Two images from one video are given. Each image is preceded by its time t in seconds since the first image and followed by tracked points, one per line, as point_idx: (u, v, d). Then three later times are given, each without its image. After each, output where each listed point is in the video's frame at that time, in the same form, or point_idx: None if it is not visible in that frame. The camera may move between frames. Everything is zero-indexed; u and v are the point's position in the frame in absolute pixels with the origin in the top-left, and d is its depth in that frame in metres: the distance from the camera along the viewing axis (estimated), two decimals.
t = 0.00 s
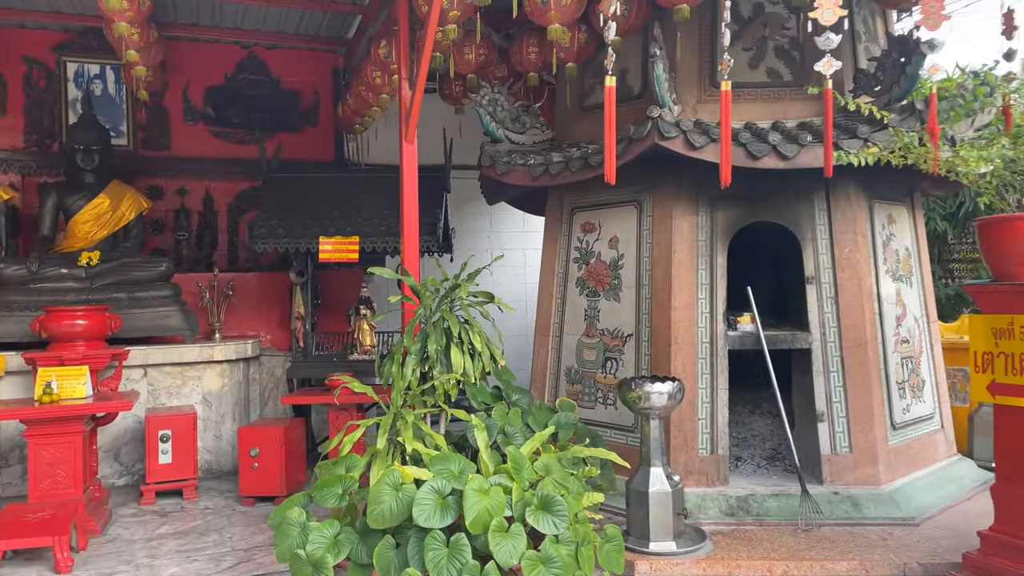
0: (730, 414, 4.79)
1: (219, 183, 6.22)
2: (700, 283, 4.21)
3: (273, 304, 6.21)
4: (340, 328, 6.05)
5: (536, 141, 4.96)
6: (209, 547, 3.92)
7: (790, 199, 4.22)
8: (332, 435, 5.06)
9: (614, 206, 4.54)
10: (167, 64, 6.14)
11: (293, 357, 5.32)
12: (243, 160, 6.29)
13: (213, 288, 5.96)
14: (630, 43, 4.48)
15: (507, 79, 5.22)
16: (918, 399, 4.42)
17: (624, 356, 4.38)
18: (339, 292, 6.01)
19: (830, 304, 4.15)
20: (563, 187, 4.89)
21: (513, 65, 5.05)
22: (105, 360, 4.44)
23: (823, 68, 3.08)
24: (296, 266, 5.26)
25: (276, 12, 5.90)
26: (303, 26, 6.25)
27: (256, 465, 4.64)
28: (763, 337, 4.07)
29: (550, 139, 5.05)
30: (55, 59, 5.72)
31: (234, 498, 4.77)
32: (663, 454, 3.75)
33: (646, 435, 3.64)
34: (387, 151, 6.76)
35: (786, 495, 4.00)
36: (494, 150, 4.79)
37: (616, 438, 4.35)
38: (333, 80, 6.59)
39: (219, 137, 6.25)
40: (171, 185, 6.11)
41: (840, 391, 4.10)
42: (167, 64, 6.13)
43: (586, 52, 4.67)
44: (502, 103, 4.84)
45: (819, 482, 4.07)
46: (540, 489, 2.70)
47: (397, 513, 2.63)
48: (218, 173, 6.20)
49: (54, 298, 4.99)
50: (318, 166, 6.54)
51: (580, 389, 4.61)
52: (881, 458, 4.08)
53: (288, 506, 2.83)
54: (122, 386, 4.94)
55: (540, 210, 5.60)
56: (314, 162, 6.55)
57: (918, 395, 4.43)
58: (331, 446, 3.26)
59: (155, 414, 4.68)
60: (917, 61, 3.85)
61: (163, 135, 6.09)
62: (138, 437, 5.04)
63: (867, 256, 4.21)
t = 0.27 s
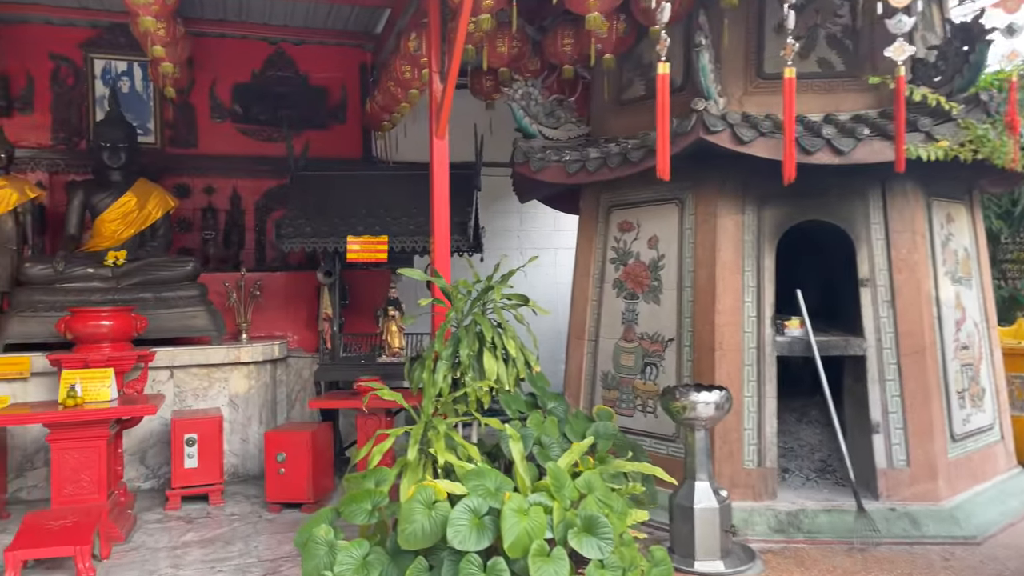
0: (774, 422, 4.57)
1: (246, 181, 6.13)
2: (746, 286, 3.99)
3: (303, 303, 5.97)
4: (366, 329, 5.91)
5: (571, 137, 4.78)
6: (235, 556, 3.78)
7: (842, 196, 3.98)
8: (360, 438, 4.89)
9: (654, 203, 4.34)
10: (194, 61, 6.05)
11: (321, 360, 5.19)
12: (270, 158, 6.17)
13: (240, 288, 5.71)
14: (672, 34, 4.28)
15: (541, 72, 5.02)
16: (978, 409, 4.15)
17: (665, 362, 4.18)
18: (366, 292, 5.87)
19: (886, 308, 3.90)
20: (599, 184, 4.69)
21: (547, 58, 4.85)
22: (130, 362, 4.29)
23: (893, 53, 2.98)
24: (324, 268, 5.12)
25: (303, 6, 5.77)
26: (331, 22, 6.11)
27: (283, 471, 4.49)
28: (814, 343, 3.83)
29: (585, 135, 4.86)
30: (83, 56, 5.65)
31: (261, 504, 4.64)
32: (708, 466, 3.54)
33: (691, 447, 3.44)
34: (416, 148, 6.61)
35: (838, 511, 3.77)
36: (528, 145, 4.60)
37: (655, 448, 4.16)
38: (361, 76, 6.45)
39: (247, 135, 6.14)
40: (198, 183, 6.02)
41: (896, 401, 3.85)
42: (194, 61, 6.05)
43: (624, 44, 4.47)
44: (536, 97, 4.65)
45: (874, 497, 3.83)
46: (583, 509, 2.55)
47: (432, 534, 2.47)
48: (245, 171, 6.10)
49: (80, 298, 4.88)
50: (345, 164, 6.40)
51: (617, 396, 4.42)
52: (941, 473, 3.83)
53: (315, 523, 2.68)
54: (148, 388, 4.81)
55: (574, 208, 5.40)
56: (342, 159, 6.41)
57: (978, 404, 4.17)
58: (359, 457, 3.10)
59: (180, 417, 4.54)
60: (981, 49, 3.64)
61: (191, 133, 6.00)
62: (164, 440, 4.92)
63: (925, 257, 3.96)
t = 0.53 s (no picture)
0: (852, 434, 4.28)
1: (301, 182, 6.12)
2: (825, 289, 3.72)
3: (356, 303, 5.83)
4: (421, 331, 5.80)
5: (635, 133, 4.59)
6: (291, 564, 3.68)
7: (931, 192, 3.68)
8: (415, 442, 4.76)
9: (723, 202, 4.10)
10: (250, 61, 6.03)
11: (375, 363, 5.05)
12: (324, 158, 6.13)
13: (295, 289, 5.55)
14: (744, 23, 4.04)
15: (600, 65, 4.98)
16: None
17: (735, 370, 3.94)
18: (421, 293, 5.77)
19: (979, 313, 3.58)
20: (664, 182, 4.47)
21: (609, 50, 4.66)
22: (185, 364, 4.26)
23: (1007, 33, 3.04)
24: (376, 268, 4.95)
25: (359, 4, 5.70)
26: (385, 19, 6.00)
27: (337, 476, 4.39)
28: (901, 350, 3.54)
29: (650, 130, 4.64)
30: (142, 58, 5.67)
31: (316, 508, 4.55)
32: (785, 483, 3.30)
33: (769, 463, 3.18)
34: (470, 147, 6.48)
35: (928, 533, 3.49)
36: (588, 142, 4.43)
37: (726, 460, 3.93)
38: (415, 75, 6.36)
39: (302, 136, 6.10)
40: (255, 183, 6.01)
41: (990, 414, 3.54)
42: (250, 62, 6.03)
43: (691, 34, 4.23)
44: (598, 92, 4.47)
45: (967, 518, 3.53)
46: (658, 533, 2.40)
47: (496, 555, 2.33)
48: (300, 172, 6.07)
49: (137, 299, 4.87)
50: (399, 163, 6.31)
51: (683, 405, 4.20)
52: None
53: (370, 539, 2.55)
54: (203, 389, 4.76)
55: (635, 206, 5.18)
56: (395, 159, 6.31)
57: None
58: (416, 468, 2.98)
59: (236, 418, 4.46)
60: None
61: (247, 134, 5.99)
62: (220, 442, 4.86)
63: None
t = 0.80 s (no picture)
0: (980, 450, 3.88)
1: (383, 184, 6.09)
2: (954, 291, 3.36)
3: (439, 306, 5.75)
4: (504, 335, 5.66)
5: (733, 125, 4.31)
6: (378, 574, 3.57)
7: None
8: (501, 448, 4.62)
9: (832, 197, 3.78)
10: (334, 64, 6.03)
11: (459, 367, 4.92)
12: (406, 160, 6.09)
13: (378, 292, 5.51)
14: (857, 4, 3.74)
15: (695, 56, 4.88)
16: None
17: (848, 379, 3.62)
18: (504, 296, 5.65)
19: None
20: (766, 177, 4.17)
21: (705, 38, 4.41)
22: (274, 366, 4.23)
23: None
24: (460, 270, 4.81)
25: (442, 4, 5.63)
26: (468, 18, 5.90)
27: (422, 483, 4.28)
28: None
29: (749, 122, 4.35)
30: (231, 64, 5.76)
31: (401, 515, 4.45)
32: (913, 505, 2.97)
33: (893, 482, 2.86)
34: (553, 146, 6.32)
35: None
36: (683, 135, 4.17)
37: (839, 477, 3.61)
38: (496, 74, 6.26)
39: (384, 138, 6.08)
40: (338, 186, 6.02)
41: None
42: (334, 66, 6.04)
43: (796, 17, 4.01)
44: (694, 83, 4.22)
45: None
46: (782, 562, 2.29)
47: None
48: (383, 174, 6.05)
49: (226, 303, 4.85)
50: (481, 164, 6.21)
51: (788, 416, 3.90)
52: None
53: (465, 556, 2.40)
54: (289, 392, 4.73)
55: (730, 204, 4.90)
56: (477, 159, 6.22)
57: None
58: (508, 482, 2.86)
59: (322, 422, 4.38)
60: None
61: (332, 137, 6.01)
62: (305, 445, 4.81)
63: None
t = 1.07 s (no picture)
0: None
1: (464, 187, 6.01)
2: None
3: (520, 311, 5.61)
4: (588, 341, 5.46)
5: (840, 117, 3.95)
6: None
7: None
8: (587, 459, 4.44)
9: (956, 193, 3.42)
10: (415, 67, 5.98)
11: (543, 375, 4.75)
12: (487, 163, 5.99)
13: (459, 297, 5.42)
14: None
15: (795, 44, 4.57)
16: None
17: (977, 393, 3.25)
18: (588, 300, 5.46)
19: None
20: (877, 172, 3.83)
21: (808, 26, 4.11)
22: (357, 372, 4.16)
23: None
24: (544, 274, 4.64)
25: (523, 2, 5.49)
26: (549, 15, 5.73)
27: (507, 495, 4.14)
28: None
29: (859, 113, 3.99)
30: (314, 71, 5.79)
31: (485, 527, 4.31)
32: None
33: None
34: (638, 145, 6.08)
35: None
36: (785, 130, 3.85)
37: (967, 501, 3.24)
38: (578, 73, 6.09)
39: (465, 141, 6.00)
40: (419, 190, 5.98)
41: None
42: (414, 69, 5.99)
43: None
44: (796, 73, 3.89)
45: None
46: None
47: None
48: (463, 177, 5.97)
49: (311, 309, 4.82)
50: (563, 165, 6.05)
51: (905, 432, 3.55)
52: None
53: None
54: (372, 399, 4.68)
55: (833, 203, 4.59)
56: (559, 160, 6.06)
57: None
58: (602, 501, 2.68)
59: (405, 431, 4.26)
60: None
61: (412, 141, 5.97)
62: (388, 452, 4.75)
63: None
